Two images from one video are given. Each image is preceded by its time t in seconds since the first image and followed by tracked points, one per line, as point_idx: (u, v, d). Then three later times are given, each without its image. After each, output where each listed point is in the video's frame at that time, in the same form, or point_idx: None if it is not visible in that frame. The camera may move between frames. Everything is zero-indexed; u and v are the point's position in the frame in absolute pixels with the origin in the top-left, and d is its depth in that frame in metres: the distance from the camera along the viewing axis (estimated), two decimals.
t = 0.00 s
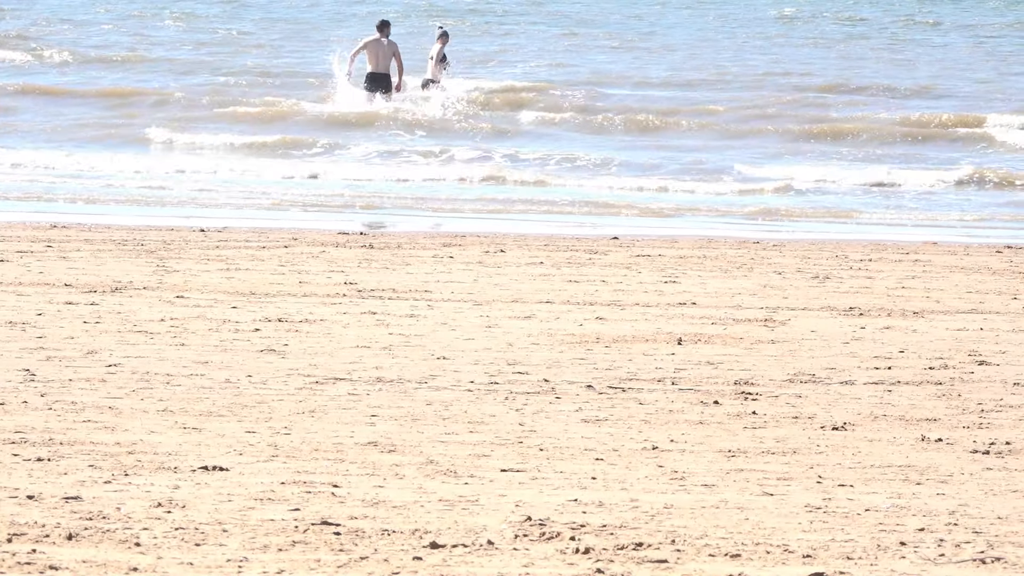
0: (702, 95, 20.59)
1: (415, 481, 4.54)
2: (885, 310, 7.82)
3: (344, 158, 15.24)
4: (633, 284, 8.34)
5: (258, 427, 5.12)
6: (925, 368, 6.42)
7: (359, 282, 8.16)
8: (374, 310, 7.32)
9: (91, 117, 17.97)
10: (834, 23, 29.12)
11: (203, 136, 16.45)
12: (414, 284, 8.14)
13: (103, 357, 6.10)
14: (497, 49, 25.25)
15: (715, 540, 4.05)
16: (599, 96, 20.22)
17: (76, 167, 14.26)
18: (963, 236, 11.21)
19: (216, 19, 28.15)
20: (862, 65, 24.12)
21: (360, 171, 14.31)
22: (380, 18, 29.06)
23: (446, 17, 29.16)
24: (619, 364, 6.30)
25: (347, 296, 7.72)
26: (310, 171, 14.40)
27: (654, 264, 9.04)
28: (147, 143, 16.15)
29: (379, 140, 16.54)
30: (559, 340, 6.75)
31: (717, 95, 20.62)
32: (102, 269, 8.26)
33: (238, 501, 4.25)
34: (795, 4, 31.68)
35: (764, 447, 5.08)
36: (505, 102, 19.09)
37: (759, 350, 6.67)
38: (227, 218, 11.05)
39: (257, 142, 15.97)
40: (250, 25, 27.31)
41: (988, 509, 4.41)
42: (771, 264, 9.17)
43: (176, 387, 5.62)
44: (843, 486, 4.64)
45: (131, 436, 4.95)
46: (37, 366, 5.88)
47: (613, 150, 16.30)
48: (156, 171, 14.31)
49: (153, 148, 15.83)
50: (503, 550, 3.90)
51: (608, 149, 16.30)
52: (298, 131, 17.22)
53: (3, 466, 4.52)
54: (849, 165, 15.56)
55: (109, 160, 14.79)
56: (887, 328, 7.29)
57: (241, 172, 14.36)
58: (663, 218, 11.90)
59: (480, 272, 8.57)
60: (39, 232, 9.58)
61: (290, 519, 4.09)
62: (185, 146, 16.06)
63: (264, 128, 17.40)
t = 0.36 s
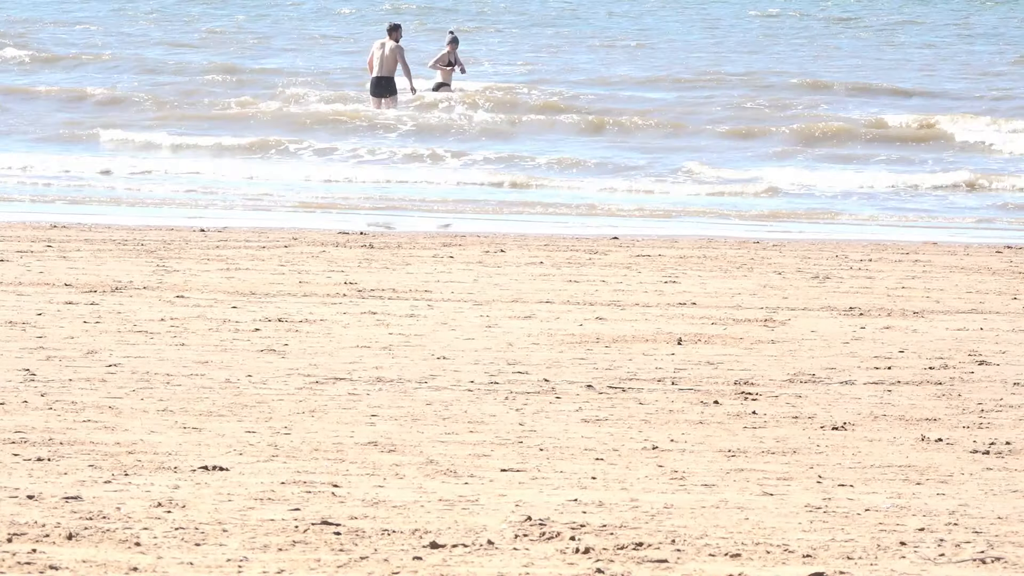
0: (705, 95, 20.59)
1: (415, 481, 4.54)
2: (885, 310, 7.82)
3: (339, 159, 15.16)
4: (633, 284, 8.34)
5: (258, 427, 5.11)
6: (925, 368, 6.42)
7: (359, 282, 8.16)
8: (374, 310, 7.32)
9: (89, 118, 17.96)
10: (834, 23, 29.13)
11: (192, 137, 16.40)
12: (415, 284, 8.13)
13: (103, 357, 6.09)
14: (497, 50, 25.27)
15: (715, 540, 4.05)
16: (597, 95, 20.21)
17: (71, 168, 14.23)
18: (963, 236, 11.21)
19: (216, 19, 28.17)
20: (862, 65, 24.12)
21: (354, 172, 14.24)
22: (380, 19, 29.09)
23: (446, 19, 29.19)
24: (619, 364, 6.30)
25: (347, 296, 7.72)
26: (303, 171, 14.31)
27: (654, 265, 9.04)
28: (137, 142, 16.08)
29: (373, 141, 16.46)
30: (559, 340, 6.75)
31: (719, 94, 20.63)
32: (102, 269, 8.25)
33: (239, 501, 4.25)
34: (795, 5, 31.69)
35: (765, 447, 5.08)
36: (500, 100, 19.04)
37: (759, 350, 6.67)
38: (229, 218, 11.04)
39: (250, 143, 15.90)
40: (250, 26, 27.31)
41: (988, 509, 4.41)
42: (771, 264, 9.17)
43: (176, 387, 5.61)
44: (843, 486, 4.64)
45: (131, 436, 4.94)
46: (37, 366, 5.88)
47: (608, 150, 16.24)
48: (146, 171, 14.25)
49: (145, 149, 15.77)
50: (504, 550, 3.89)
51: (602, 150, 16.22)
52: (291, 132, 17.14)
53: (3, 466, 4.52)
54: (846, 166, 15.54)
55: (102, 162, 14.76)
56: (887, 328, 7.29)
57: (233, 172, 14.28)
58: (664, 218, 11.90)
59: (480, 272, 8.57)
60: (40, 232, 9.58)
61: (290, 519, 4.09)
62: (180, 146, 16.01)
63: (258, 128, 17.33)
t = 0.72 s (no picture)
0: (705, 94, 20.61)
1: (415, 481, 4.54)
2: (885, 310, 7.82)
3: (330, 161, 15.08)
4: (633, 284, 8.34)
5: (258, 427, 5.11)
6: (925, 368, 6.41)
7: (359, 282, 8.15)
8: (374, 310, 7.32)
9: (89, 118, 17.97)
10: (835, 23, 29.12)
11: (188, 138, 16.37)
12: (415, 284, 8.13)
13: (103, 357, 6.09)
14: (497, 49, 25.28)
15: (715, 539, 4.05)
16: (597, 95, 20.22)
17: (71, 168, 14.21)
18: (963, 236, 11.21)
19: (216, 19, 28.18)
20: (863, 65, 24.12)
21: (345, 174, 14.14)
22: (380, 19, 29.11)
23: (445, 19, 29.21)
24: (619, 364, 6.30)
25: (347, 296, 7.72)
26: (295, 172, 14.24)
27: (654, 264, 9.04)
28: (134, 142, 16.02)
29: (366, 142, 16.38)
30: (559, 340, 6.75)
31: (719, 94, 20.64)
32: (102, 269, 8.25)
33: (239, 501, 4.25)
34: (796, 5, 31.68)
35: (765, 447, 5.08)
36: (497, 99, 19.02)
37: (759, 350, 6.67)
38: (227, 218, 11.03)
39: (244, 142, 15.82)
40: (251, 26, 27.32)
41: (988, 509, 4.42)
42: (771, 265, 9.17)
43: (176, 387, 5.61)
44: (843, 486, 4.64)
45: (131, 436, 4.94)
46: (37, 366, 5.88)
47: (603, 151, 16.18)
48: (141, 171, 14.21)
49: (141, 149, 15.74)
50: (503, 550, 3.89)
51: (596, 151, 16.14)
52: (288, 132, 17.09)
53: (2, 466, 4.52)
54: (838, 169, 15.45)
55: (103, 162, 14.74)
56: (887, 328, 7.29)
57: (226, 173, 14.21)
58: (660, 218, 11.89)
59: (480, 272, 8.56)
60: (39, 232, 9.58)
61: (290, 519, 4.09)
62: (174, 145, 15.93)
63: (251, 127, 17.26)
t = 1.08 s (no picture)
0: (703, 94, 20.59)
1: (415, 481, 4.54)
2: (885, 309, 7.82)
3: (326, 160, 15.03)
4: (633, 284, 8.34)
5: (258, 427, 5.11)
6: (925, 368, 6.41)
7: (359, 282, 8.15)
8: (374, 310, 7.31)
9: (87, 117, 17.96)
10: (834, 23, 29.14)
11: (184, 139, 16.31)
12: (415, 284, 8.12)
13: (103, 357, 6.09)
14: (496, 49, 25.28)
15: (715, 540, 4.05)
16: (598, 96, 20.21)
17: (68, 168, 14.17)
18: (962, 236, 11.21)
19: (216, 19, 28.18)
20: (866, 65, 24.09)
21: (340, 176, 14.08)
22: (379, 19, 29.11)
23: (445, 19, 29.21)
24: (619, 364, 6.29)
25: (347, 296, 7.71)
26: (290, 173, 14.17)
27: (654, 264, 9.02)
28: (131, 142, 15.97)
29: (362, 143, 16.33)
30: (559, 340, 6.75)
31: (717, 94, 20.64)
32: (102, 269, 8.24)
33: (239, 501, 4.25)
34: (798, 5, 31.67)
35: (765, 447, 5.08)
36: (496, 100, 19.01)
37: (759, 350, 6.66)
38: (227, 218, 11.02)
39: (238, 143, 15.73)
40: (252, 26, 27.32)
41: (988, 509, 4.41)
42: (772, 264, 9.16)
43: (176, 387, 5.61)
44: (843, 486, 4.64)
45: (131, 436, 4.94)
46: (37, 366, 5.87)
47: (600, 151, 16.15)
48: (134, 172, 14.12)
49: (135, 149, 15.64)
50: (503, 550, 3.89)
51: (594, 151, 16.11)
52: (285, 132, 17.07)
53: (2, 466, 4.52)
54: (837, 169, 15.41)
55: (97, 163, 14.70)
56: (887, 328, 7.29)
57: (220, 175, 14.10)
58: (660, 217, 11.91)
59: (480, 272, 8.56)
60: (40, 232, 9.56)
61: (290, 519, 4.09)
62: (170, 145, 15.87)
63: (248, 128, 17.25)
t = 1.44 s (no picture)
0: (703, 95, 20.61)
1: (415, 481, 4.54)
2: (885, 309, 7.81)
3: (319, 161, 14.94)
4: (633, 284, 8.33)
5: (258, 427, 5.11)
6: (925, 368, 6.41)
7: (359, 282, 8.14)
8: (374, 310, 7.31)
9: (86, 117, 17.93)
10: (834, 23, 29.13)
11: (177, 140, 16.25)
12: (415, 284, 8.12)
13: (103, 357, 6.09)
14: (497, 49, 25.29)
15: (715, 539, 4.05)
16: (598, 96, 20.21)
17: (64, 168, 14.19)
18: (963, 236, 11.21)
19: (218, 19, 28.21)
20: (867, 65, 24.08)
21: (337, 176, 14.07)
22: (381, 19, 29.11)
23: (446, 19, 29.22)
24: (619, 364, 6.29)
25: (347, 296, 7.70)
26: (286, 175, 14.11)
27: (654, 264, 9.02)
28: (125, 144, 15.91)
29: (358, 144, 16.27)
30: (559, 340, 6.75)
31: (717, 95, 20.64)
32: (103, 269, 8.25)
33: (238, 500, 4.25)
34: (799, 5, 31.67)
35: (765, 447, 5.08)
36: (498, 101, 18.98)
37: (759, 350, 6.67)
38: (226, 218, 11.02)
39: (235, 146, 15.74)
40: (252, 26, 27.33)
41: (988, 509, 4.41)
42: (772, 264, 9.15)
43: (176, 387, 5.61)
44: (843, 486, 4.64)
45: (131, 436, 4.94)
46: (37, 366, 5.87)
47: (597, 151, 16.10)
48: (130, 172, 14.08)
49: (131, 149, 15.59)
50: (503, 550, 3.89)
51: (591, 151, 16.08)
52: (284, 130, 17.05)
53: (3, 466, 4.52)
54: (834, 170, 15.38)
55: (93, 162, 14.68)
56: (887, 328, 7.28)
57: (215, 175, 14.04)
58: (657, 216, 11.91)
59: (480, 272, 8.55)
60: (40, 232, 9.55)
61: (290, 519, 4.09)
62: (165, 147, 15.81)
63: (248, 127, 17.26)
